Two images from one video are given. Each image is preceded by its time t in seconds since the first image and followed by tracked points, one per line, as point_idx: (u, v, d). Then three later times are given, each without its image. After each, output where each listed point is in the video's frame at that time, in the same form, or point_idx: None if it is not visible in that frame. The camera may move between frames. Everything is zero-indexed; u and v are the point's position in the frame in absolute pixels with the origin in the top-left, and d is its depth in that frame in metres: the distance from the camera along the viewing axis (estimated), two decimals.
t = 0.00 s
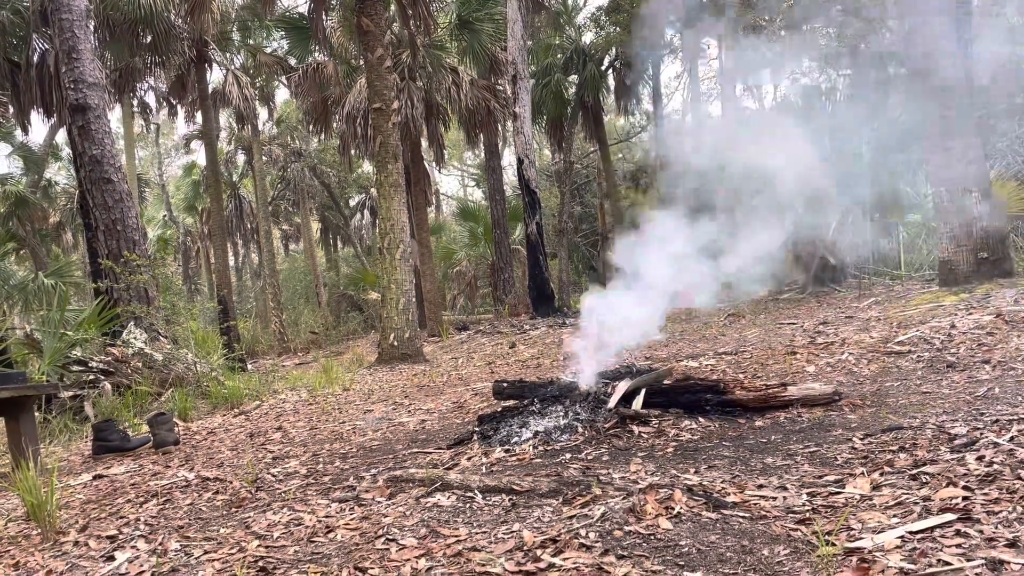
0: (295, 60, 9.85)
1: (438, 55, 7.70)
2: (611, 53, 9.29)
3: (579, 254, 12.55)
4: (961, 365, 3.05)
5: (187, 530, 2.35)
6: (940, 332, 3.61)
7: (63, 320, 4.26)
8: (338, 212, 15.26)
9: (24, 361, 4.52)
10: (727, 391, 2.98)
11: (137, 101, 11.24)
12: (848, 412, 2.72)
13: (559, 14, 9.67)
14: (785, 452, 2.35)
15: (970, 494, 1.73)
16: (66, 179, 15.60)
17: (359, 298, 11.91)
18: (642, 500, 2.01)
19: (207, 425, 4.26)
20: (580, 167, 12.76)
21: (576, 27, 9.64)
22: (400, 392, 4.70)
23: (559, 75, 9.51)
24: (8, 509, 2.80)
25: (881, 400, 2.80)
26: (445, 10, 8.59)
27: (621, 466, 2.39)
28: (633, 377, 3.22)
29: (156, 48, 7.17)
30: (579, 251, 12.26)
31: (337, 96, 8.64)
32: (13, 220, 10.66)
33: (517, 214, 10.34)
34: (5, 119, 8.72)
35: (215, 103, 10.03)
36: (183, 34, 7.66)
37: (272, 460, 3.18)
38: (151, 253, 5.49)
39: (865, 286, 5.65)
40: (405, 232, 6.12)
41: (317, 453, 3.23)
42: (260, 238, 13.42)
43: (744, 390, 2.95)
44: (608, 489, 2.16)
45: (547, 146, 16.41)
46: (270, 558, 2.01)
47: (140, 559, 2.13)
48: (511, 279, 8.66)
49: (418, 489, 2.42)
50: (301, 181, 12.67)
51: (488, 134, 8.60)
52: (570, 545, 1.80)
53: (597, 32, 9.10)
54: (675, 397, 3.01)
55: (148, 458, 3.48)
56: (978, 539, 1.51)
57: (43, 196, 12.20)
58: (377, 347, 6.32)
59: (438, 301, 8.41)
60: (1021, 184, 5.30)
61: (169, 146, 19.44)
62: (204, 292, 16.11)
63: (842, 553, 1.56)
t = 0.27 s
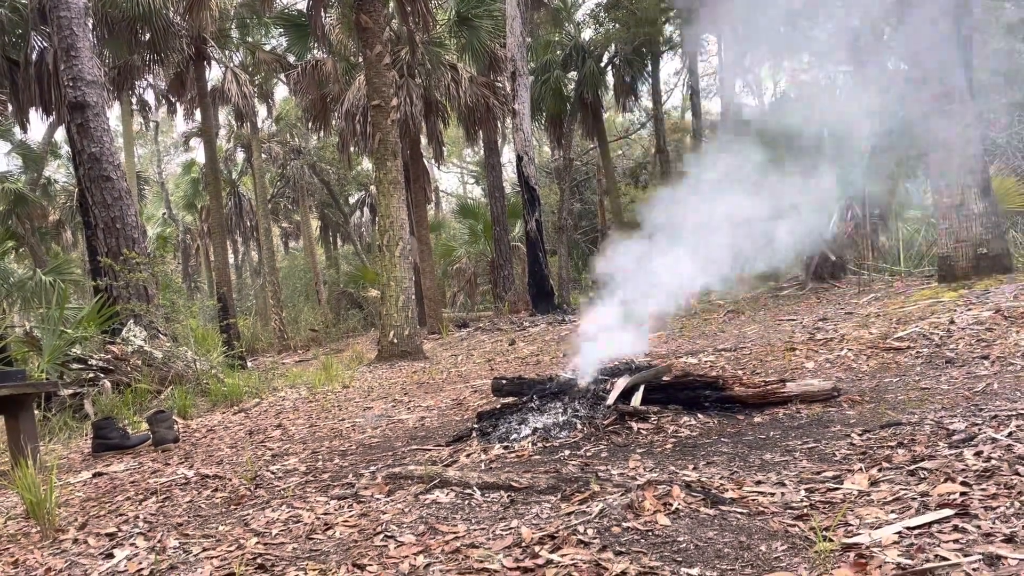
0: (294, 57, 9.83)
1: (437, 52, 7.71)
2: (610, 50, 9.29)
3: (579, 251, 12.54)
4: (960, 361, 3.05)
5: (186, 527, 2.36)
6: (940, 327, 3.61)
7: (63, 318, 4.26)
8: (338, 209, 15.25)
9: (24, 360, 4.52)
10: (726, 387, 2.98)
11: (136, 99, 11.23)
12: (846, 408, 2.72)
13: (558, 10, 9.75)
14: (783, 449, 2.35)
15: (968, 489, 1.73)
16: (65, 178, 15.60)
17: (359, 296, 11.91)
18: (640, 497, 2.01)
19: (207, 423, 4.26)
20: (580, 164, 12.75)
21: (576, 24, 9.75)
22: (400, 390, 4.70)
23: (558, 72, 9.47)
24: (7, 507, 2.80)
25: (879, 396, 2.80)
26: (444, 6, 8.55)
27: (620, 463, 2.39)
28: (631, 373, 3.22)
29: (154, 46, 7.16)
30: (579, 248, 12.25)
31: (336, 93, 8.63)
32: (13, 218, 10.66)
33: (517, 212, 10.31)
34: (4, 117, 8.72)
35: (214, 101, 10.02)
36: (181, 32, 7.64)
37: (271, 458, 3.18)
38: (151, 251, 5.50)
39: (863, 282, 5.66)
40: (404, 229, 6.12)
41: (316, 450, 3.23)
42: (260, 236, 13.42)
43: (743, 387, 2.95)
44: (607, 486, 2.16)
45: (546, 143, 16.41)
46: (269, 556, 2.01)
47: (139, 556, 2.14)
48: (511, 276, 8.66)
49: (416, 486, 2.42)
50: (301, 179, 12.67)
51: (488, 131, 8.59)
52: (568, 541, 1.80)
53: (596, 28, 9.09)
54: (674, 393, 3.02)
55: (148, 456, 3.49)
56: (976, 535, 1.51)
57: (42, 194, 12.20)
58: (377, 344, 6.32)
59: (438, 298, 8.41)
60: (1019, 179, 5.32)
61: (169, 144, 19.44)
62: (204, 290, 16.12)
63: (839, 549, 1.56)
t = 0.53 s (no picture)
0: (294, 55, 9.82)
1: (437, 49, 7.62)
2: (610, 46, 9.28)
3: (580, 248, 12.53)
4: (961, 355, 3.05)
5: (188, 524, 2.36)
6: (940, 322, 3.61)
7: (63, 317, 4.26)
8: (338, 207, 15.24)
9: (25, 358, 4.53)
10: (728, 382, 2.98)
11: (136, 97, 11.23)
12: (847, 403, 2.72)
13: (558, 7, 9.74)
14: (785, 444, 2.35)
15: (970, 483, 1.73)
16: (65, 176, 15.60)
17: (359, 293, 11.91)
18: (642, 492, 2.01)
19: (208, 421, 4.27)
20: (580, 161, 12.73)
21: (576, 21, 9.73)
22: (400, 387, 4.70)
23: (559, 69, 9.42)
24: (9, 505, 2.81)
25: (880, 391, 2.79)
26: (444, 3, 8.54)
27: (621, 458, 2.39)
28: (632, 369, 3.22)
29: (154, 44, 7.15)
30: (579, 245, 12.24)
31: (336, 91, 8.62)
32: (13, 217, 10.66)
33: (517, 208, 10.32)
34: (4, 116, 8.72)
35: (214, 99, 10.01)
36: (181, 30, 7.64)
37: (272, 455, 3.19)
38: (151, 249, 5.50)
39: (863, 278, 5.65)
40: (404, 227, 6.11)
41: (317, 447, 3.24)
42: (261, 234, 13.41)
43: (744, 382, 2.95)
44: (608, 481, 2.16)
45: (546, 139, 16.39)
46: (270, 552, 2.02)
47: (141, 553, 2.14)
48: (511, 273, 8.65)
49: (418, 482, 2.42)
50: (301, 177, 12.67)
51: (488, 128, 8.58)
52: (570, 536, 1.80)
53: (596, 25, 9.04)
54: (675, 389, 3.02)
55: (149, 454, 3.49)
56: (978, 528, 1.51)
57: (42, 193, 12.21)
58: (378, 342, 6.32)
59: (438, 295, 8.41)
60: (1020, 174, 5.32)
61: (169, 142, 19.43)
62: (204, 288, 16.12)
63: (841, 543, 1.56)
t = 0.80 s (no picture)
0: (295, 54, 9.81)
1: (438, 48, 7.65)
2: (611, 44, 9.28)
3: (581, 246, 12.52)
4: (963, 352, 3.04)
5: (190, 523, 2.37)
6: (942, 320, 3.60)
7: (65, 316, 4.26)
8: (339, 206, 15.25)
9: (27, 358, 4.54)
10: (729, 380, 2.97)
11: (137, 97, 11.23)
12: (849, 401, 2.71)
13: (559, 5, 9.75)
14: (788, 442, 2.35)
15: (972, 480, 1.72)
16: (67, 176, 15.61)
17: (361, 292, 11.91)
18: (644, 490, 2.01)
19: (210, 420, 4.27)
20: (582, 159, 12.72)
21: (576, 19, 9.73)
22: (402, 386, 4.70)
23: (559, 67, 9.42)
24: (12, 505, 2.81)
25: (882, 389, 2.79)
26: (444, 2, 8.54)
27: (623, 457, 2.39)
28: (634, 367, 3.21)
29: (155, 43, 7.15)
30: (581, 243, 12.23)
31: (337, 90, 8.62)
32: (14, 217, 10.67)
33: (518, 207, 10.32)
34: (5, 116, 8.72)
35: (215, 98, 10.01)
36: (182, 29, 7.63)
37: (274, 454, 3.19)
38: (152, 248, 5.50)
39: (865, 276, 5.64)
40: (406, 225, 6.12)
41: (319, 446, 3.24)
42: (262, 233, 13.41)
43: (746, 380, 2.95)
44: (610, 479, 2.16)
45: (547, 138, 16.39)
46: (273, 551, 2.02)
47: (144, 552, 2.14)
48: (513, 272, 8.65)
49: (420, 481, 2.43)
50: (302, 176, 12.68)
51: (489, 126, 8.57)
52: (572, 535, 1.80)
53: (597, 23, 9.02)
54: (676, 388, 3.02)
55: (152, 453, 3.50)
56: (981, 525, 1.51)
57: (44, 192, 12.21)
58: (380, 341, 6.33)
59: (440, 294, 8.41)
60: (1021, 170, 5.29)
61: (170, 141, 19.45)
62: (206, 288, 16.14)
63: (843, 541, 1.56)
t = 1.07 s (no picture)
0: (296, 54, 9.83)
1: (440, 47, 7.66)
2: (612, 43, 9.29)
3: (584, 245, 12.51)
4: (965, 352, 3.03)
5: (192, 523, 2.37)
6: (944, 319, 3.60)
7: (68, 316, 4.28)
8: (341, 206, 15.26)
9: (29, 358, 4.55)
10: (731, 379, 2.97)
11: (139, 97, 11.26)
12: (851, 400, 2.71)
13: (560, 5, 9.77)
14: (788, 441, 2.35)
15: (973, 480, 1.72)
16: (69, 176, 15.64)
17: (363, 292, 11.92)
18: (645, 489, 2.01)
19: (212, 420, 4.28)
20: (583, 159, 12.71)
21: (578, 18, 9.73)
22: (404, 385, 4.71)
23: (561, 67, 9.43)
24: (15, 505, 2.82)
25: (884, 388, 2.79)
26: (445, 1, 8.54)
27: (624, 456, 2.39)
28: (635, 367, 3.21)
29: (156, 43, 7.16)
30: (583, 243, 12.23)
31: (338, 89, 8.63)
32: (17, 217, 10.69)
33: (520, 206, 10.32)
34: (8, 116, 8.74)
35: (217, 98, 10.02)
36: (183, 29, 7.65)
37: (276, 454, 3.20)
38: (154, 248, 5.51)
39: (867, 275, 5.66)
40: (407, 225, 6.12)
41: (321, 446, 3.24)
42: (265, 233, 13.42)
43: (747, 379, 2.94)
44: (611, 479, 2.16)
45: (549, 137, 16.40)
46: (274, 550, 2.02)
47: (145, 552, 2.15)
48: (514, 271, 8.65)
49: (420, 481, 2.43)
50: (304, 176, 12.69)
51: (490, 126, 8.58)
52: (573, 534, 1.80)
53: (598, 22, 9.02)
54: (678, 387, 3.02)
55: (154, 453, 3.51)
56: (982, 525, 1.50)
57: (47, 193, 12.24)
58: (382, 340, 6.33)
59: (442, 294, 8.42)
60: None
61: (172, 142, 19.48)
62: (208, 288, 16.16)
63: (844, 541, 1.56)
